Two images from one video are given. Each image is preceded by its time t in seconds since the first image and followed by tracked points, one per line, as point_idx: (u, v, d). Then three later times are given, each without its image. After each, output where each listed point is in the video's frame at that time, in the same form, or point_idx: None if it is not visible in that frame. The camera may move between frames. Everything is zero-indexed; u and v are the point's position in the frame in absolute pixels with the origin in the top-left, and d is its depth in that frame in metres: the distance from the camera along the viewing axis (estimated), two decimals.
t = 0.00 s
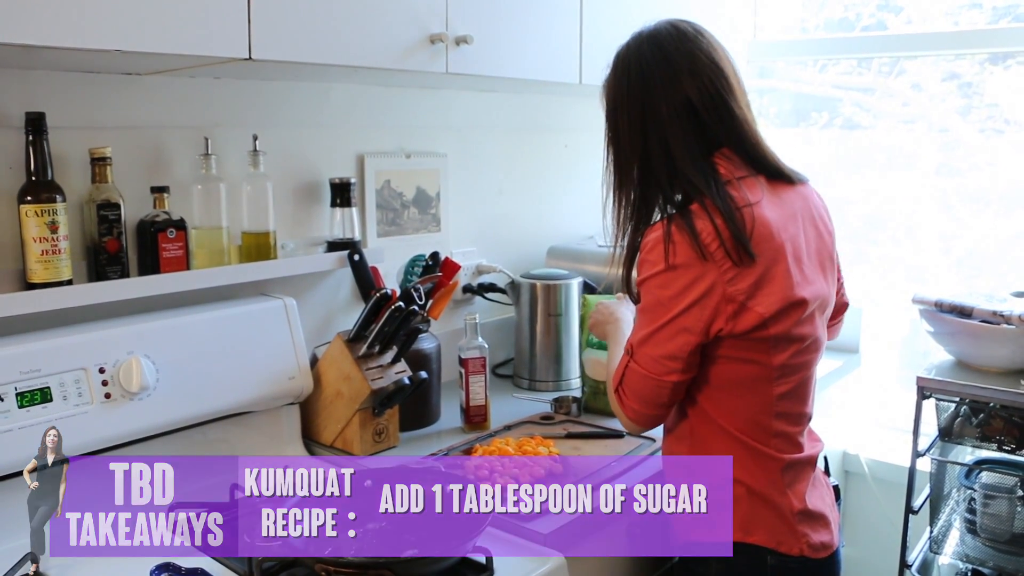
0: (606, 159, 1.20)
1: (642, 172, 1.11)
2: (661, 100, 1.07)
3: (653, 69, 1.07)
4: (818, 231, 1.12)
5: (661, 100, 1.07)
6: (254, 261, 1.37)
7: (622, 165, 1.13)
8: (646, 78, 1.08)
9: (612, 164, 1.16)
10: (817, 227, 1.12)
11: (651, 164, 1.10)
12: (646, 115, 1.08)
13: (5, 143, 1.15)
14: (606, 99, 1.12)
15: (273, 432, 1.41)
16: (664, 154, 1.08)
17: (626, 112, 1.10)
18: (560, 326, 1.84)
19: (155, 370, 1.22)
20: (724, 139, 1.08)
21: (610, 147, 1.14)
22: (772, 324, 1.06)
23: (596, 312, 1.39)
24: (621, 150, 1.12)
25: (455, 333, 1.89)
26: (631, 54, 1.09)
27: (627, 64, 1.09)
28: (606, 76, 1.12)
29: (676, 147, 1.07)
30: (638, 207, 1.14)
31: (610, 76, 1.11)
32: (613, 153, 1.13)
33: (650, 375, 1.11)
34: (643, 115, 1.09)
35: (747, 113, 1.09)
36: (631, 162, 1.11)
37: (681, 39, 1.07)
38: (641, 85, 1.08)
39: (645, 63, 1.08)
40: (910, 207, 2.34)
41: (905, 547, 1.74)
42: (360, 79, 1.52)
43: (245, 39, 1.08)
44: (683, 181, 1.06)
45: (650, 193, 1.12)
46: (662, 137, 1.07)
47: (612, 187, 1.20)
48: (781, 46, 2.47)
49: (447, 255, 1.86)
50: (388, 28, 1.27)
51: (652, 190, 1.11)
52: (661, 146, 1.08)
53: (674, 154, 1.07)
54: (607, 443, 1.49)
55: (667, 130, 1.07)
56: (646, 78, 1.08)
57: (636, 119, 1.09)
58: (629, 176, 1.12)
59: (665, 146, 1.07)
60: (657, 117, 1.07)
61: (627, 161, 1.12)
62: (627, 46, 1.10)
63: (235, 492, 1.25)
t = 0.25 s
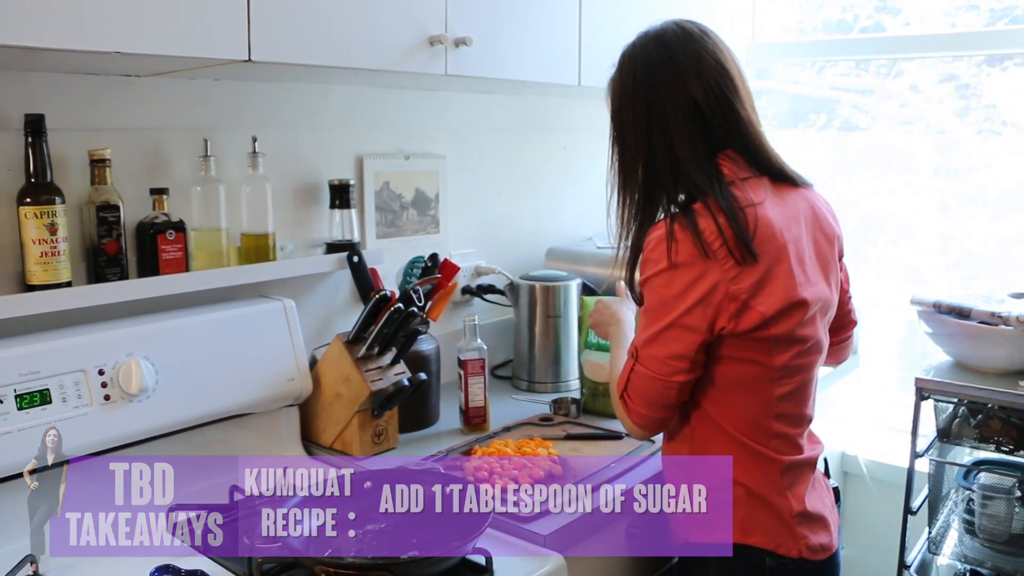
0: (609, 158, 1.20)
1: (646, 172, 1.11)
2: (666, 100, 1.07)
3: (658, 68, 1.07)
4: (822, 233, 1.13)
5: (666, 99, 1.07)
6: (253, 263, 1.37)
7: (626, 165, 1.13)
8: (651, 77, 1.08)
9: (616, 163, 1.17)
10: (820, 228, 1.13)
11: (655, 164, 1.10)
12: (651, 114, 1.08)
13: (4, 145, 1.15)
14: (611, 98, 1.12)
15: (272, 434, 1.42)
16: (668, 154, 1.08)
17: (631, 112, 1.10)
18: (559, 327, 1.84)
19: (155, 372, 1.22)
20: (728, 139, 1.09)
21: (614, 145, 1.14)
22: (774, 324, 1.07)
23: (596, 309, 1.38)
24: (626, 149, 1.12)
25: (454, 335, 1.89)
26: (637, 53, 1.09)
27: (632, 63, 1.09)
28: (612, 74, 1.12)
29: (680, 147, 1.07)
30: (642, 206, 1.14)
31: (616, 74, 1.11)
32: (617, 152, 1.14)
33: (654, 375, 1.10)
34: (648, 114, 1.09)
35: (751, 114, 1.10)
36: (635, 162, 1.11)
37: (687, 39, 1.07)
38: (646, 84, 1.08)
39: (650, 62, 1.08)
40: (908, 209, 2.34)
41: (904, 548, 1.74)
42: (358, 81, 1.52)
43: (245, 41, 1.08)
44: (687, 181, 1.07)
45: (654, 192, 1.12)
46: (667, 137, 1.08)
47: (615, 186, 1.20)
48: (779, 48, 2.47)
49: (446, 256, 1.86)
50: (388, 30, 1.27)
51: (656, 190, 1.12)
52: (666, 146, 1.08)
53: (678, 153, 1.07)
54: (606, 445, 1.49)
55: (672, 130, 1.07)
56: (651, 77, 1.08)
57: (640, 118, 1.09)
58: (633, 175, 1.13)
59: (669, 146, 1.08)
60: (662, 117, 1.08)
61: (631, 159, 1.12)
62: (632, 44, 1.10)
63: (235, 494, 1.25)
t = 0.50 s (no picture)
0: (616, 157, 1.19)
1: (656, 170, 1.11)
2: (677, 97, 1.07)
3: (670, 65, 1.07)
4: (828, 235, 1.13)
5: (677, 97, 1.07)
6: (251, 264, 1.37)
7: (636, 163, 1.12)
8: (662, 73, 1.07)
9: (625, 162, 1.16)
10: (825, 229, 1.13)
11: (666, 163, 1.09)
12: (662, 111, 1.08)
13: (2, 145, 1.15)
14: (619, 95, 1.12)
15: (270, 434, 1.42)
16: (679, 153, 1.08)
17: (642, 109, 1.09)
18: (557, 328, 1.84)
19: (153, 373, 1.22)
20: (736, 139, 1.09)
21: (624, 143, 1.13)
22: (783, 323, 1.07)
23: (603, 313, 1.28)
24: (636, 147, 1.11)
25: (453, 336, 1.89)
26: (649, 48, 1.08)
27: (643, 60, 1.09)
28: (622, 67, 1.11)
29: (691, 145, 1.07)
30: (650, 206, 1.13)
31: (628, 68, 1.10)
32: (627, 150, 1.13)
33: (676, 377, 1.06)
34: (660, 110, 1.08)
35: (759, 114, 1.10)
36: (646, 160, 1.11)
37: (699, 36, 1.07)
38: (657, 82, 1.07)
39: (663, 57, 1.07)
40: (906, 209, 2.34)
41: (902, 549, 1.75)
42: (357, 82, 1.52)
43: (243, 41, 1.08)
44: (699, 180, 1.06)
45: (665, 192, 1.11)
46: (679, 135, 1.07)
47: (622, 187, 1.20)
48: (777, 48, 2.47)
49: (444, 257, 1.86)
50: (386, 30, 1.27)
51: (666, 189, 1.11)
52: (678, 145, 1.08)
53: (690, 150, 1.07)
54: (604, 445, 1.48)
55: (683, 128, 1.07)
56: (664, 73, 1.07)
57: (651, 116, 1.09)
58: (643, 174, 1.12)
59: (681, 143, 1.07)
60: (674, 114, 1.07)
61: (641, 158, 1.11)
62: (643, 39, 1.09)
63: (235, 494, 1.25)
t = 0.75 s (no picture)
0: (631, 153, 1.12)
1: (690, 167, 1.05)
2: (717, 91, 1.01)
3: (708, 54, 1.01)
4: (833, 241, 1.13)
5: (716, 89, 1.01)
6: (248, 264, 1.36)
7: (669, 159, 1.05)
8: (701, 63, 1.01)
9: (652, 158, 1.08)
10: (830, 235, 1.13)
11: (703, 160, 1.04)
12: (703, 103, 1.02)
13: None
14: (648, 83, 1.04)
15: (266, 435, 1.41)
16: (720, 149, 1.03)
17: (678, 100, 1.02)
18: (555, 328, 1.84)
19: (149, 373, 1.22)
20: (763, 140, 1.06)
21: (654, 138, 1.06)
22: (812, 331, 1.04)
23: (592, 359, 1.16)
24: (671, 141, 1.04)
25: (450, 336, 1.89)
26: (683, 36, 1.03)
27: (680, 47, 1.02)
28: (652, 54, 1.04)
29: (730, 144, 1.02)
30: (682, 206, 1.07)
31: (659, 55, 1.03)
32: (658, 144, 1.06)
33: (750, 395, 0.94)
34: (696, 103, 1.02)
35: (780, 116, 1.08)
36: (680, 156, 1.04)
37: (733, 30, 1.03)
38: (696, 72, 1.01)
39: (700, 47, 1.02)
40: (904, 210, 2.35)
41: (899, 549, 1.75)
42: (354, 81, 1.52)
43: (240, 40, 1.07)
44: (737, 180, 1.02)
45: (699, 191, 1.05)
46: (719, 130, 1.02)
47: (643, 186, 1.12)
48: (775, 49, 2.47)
49: (442, 257, 1.86)
50: (384, 30, 1.27)
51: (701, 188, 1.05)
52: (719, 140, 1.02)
53: (726, 149, 1.02)
54: (602, 446, 1.48)
55: (724, 124, 1.02)
56: (701, 64, 1.01)
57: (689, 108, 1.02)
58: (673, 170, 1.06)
59: (717, 140, 1.02)
60: (715, 108, 1.02)
61: (674, 154, 1.05)
62: (676, 25, 1.03)
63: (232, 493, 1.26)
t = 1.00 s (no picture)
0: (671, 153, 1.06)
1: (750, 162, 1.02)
2: (774, 84, 1.01)
3: (763, 45, 1.01)
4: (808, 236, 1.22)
5: (771, 81, 1.01)
6: (244, 263, 1.36)
7: (731, 153, 1.01)
8: (759, 54, 1.00)
9: (706, 154, 1.03)
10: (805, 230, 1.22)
11: (764, 153, 1.02)
12: (763, 94, 1.01)
13: None
14: (702, 73, 1.00)
15: (262, 435, 1.41)
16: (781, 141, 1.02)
17: (743, 90, 1.00)
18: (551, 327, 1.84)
19: (144, 373, 1.22)
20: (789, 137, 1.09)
21: (710, 131, 1.01)
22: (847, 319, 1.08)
23: (620, 409, 1.12)
24: (734, 134, 1.01)
25: (447, 335, 1.89)
26: (733, 27, 1.01)
27: (732, 37, 1.00)
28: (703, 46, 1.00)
29: (787, 137, 1.03)
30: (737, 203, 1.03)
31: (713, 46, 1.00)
32: (716, 138, 1.01)
33: (875, 386, 0.92)
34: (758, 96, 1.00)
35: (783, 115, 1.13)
36: (743, 149, 1.01)
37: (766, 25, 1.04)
38: (753, 63, 1.00)
39: (752, 39, 1.00)
40: (901, 209, 2.35)
41: (895, 549, 1.75)
42: (350, 80, 1.51)
43: (235, 39, 1.07)
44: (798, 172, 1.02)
45: (761, 187, 1.03)
46: (779, 123, 1.02)
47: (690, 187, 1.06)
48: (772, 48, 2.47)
49: (438, 256, 1.86)
50: (380, 29, 1.27)
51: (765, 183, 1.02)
52: (781, 132, 1.02)
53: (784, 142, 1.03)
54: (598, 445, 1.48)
55: (781, 117, 1.02)
56: (757, 56, 1.00)
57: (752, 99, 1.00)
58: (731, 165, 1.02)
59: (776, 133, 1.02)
60: (775, 101, 1.02)
61: (733, 148, 1.01)
62: (721, 17, 1.01)
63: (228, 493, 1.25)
